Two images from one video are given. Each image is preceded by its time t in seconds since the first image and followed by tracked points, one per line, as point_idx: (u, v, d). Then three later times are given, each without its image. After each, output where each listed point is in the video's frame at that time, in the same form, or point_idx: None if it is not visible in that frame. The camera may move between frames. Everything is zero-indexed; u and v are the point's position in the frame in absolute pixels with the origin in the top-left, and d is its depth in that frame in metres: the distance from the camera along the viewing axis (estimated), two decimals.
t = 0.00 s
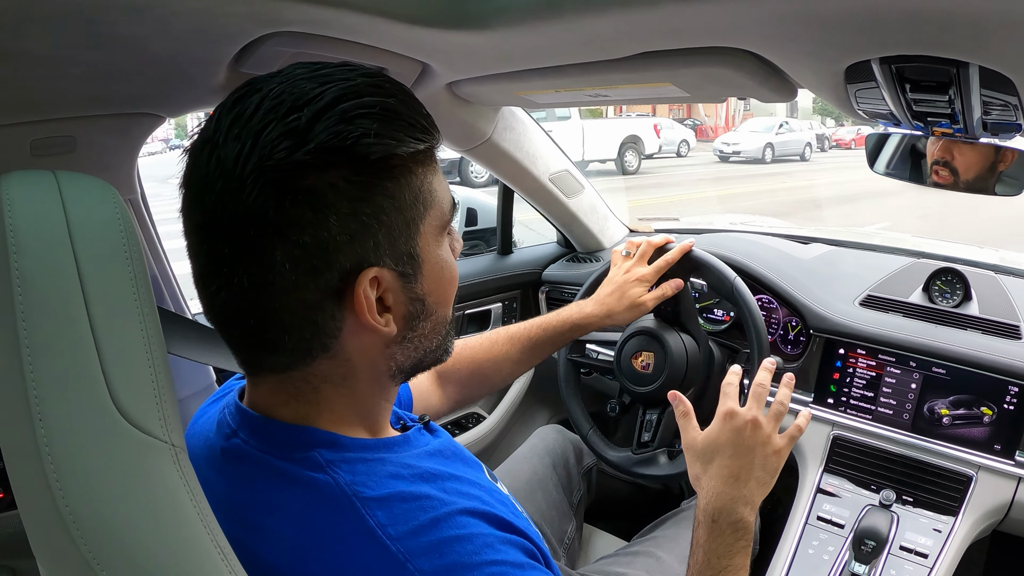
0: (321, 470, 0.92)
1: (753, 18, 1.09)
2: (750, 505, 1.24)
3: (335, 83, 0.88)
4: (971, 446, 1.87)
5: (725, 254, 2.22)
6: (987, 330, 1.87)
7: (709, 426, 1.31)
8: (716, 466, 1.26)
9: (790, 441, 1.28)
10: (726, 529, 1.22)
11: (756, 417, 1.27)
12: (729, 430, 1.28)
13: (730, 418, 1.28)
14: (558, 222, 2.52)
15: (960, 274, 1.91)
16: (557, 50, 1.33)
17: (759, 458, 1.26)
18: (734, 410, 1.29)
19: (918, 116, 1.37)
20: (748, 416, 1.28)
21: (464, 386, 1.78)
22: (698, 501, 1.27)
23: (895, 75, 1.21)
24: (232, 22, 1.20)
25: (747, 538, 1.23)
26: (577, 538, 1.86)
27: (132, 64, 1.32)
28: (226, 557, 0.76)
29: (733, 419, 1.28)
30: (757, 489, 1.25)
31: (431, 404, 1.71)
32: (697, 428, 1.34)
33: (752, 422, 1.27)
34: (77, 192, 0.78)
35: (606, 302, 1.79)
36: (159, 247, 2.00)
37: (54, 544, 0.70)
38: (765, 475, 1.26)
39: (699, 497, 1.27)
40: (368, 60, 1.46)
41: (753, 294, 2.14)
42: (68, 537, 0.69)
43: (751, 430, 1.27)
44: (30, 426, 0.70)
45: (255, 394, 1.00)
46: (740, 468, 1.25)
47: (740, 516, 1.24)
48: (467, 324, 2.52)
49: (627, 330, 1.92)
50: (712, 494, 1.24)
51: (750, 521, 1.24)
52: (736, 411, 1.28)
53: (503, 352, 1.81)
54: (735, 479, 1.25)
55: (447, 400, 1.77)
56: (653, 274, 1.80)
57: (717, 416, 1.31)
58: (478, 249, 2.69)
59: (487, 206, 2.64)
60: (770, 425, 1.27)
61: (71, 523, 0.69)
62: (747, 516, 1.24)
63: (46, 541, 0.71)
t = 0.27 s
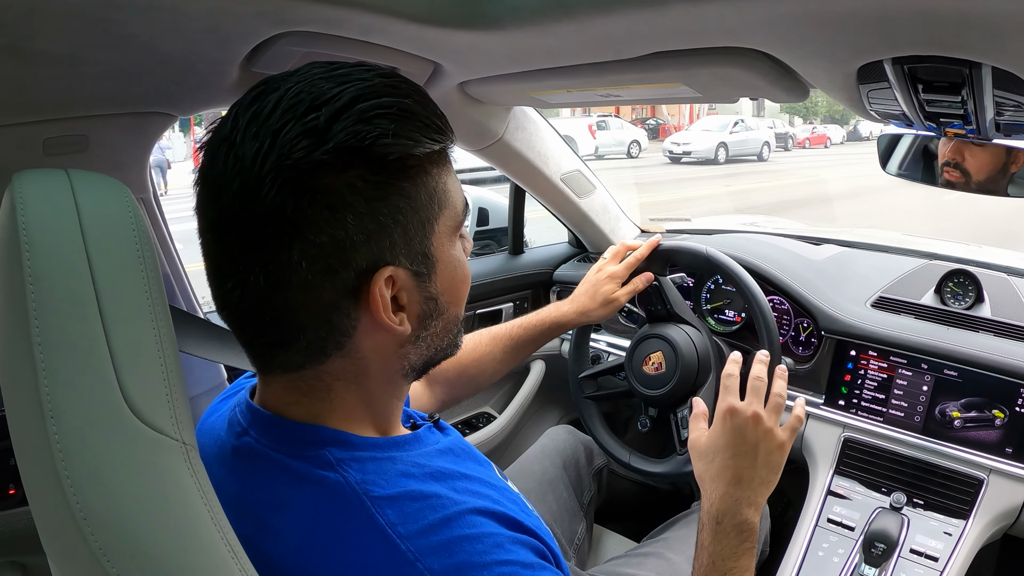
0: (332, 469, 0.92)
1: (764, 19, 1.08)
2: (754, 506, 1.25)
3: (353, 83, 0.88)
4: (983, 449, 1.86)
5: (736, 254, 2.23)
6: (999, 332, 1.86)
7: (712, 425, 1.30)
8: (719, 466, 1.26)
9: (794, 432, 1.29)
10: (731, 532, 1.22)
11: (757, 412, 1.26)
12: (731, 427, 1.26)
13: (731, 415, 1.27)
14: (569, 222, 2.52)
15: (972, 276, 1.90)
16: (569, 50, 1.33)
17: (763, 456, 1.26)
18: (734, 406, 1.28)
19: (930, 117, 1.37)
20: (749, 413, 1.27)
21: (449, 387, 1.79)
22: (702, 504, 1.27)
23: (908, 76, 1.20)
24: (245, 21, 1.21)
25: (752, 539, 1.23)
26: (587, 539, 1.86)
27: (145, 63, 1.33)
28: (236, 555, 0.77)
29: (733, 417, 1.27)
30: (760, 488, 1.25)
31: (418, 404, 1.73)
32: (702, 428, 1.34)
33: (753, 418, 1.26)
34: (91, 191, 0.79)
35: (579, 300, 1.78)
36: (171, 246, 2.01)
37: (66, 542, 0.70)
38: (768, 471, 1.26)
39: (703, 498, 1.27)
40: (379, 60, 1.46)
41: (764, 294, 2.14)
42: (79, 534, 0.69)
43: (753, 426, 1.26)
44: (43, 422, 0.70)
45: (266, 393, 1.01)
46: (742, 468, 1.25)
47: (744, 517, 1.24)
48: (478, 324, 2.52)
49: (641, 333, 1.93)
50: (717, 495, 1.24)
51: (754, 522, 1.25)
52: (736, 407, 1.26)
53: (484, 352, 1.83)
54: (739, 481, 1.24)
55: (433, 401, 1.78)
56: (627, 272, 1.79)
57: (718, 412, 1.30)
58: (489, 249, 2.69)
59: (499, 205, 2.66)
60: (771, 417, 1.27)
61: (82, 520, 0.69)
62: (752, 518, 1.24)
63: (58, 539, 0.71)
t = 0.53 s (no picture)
0: (335, 471, 0.92)
1: (763, 18, 1.08)
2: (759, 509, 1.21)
3: (384, 85, 0.88)
4: (982, 447, 1.86)
5: (737, 254, 2.23)
6: (1000, 331, 1.86)
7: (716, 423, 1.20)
8: (724, 468, 1.19)
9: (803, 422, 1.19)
10: (735, 535, 1.20)
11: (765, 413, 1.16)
12: (737, 430, 1.17)
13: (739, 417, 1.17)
14: (569, 222, 2.52)
15: (972, 275, 1.90)
16: (569, 50, 1.33)
17: (769, 461, 1.18)
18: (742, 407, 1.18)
19: (930, 116, 1.37)
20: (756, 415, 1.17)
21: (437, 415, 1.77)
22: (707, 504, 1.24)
23: (908, 75, 1.20)
24: (246, 21, 1.21)
25: (757, 542, 1.22)
26: (588, 540, 1.85)
27: (145, 63, 1.33)
28: (237, 557, 0.77)
29: (740, 419, 1.17)
30: (766, 491, 1.19)
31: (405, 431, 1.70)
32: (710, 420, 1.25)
33: (761, 422, 1.17)
34: (91, 190, 0.78)
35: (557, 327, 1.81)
36: (171, 246, 2.01)
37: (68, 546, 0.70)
38: (774, 476, 1.19)
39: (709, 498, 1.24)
40: (379, 60, 1.46)
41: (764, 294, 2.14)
42: (79, 535, 0.69)
43: (760, 430, 1.17)
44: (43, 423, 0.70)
45: (271, 395, 1.00)
46: (746, 475, 1.18)
47: (750, 520, 1.21)
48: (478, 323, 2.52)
49: (643, 332, 1.92)
50: (723, 498, 1.21)
51: (760, 524, 1.22)
52: (744, 410, 1.16)
53: (477, 378, 1.82)
54: (744, 487, 1.18)
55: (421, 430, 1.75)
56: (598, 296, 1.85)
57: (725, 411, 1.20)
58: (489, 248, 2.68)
59: (498, 205, 2.62)
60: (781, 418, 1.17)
61: (82, 521, 0.69)
62: (758, 520, 1.21)
63: (61, 542, 0.71)
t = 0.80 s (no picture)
0: (326, 475, 0.91)
1: (752, 15, 1.08)
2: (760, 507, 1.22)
3: (375, 85, 0.89)
4: (974, 442, 1.88)
5: (727, 250, 2.24)
6: (990, 326, 1.87)
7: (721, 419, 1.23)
8: (725, 463, 1.21)
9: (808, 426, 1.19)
10: (732, 530, 1.23)
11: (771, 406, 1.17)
12: (742, 426, 1.20)
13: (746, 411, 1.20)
14: (559, 222, 2.51)
15: (962, 271, 1.90)
16: (558, 49, 1.33)
17: (770, 459, 1.19)
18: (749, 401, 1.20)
19: (919, 113, 1.37)
20: (755, 409, 1.19)
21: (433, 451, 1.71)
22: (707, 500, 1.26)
23: (896, 72, 1.20)
24: (233, 22, 1.20)
25: (755, 538, 1.24)
26: (581, 539, 1.86)
27: (132, 65, 1.32)
28: (230, 559, 0.76)
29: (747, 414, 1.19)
30: (767, 490, 1.21)
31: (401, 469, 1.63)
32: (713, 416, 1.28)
33: (762, 416, 1.18)
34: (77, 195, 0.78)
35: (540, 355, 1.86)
36: (160, 249, 2.00)
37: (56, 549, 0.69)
38: (775, 473, 1.20)
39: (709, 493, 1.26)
40: (368, 59, 1.46)
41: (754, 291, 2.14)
42: (70, 539, 0.68)
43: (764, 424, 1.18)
44: (32, 427, 0.70)
45: (260, 397, 0.99)
46: (745, 472, 1.20)
47: (748, 517, 1.23)
48: (469, 323, 2.52)
49: (635, 330, 1.92)
50: (721, 495, 1.23)
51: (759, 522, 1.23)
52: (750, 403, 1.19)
53: (469, 406, 1.78)
54: (743, 483, 1.20)
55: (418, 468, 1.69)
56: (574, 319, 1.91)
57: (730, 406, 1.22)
58: (479, 248, 2.67)
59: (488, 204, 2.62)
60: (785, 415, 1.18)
61: (72, 525, 0.68)
62: (757, 517, 1.23)
63: (48, 546, 0.70)
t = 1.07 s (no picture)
0: (315, 475, 0.91)
1: (735, 9, 1.09)
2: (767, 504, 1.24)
3: (351, 75, 0.89)
4: (961, 431, 1.89)
5: (711, 244, 2.25)
6: (974, 316, 1.90)
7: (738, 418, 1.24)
8: (738, 460, 1.23)
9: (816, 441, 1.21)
10: (740, 526, 1.23)
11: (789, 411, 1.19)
12: (758, 426, 1.22)
13: (762, 412, 1.21)
14: (545, 217, 2.52)
15: (946, 261, 1.93)
16: (542, 44, 1.33)
17: (783, 460, 1.21)
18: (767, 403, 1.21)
19: (902, 104, 1.38)
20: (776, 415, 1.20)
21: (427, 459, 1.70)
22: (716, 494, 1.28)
23: (878, 64, 1.21)
24: (214, 19, 1.19)
25: (762, 535, 1.24)
26: (571, 533, 1.86)
27: (113, 64, 1.31)
28: (219, 561, 0.76)
29: (763, 414, 1.21)
30: (776, 489, 1.23)
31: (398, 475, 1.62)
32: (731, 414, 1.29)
33: (778, 421, 1.20)
34: (60, 194, 0.77)
35: (527, 367, 1.87)
36: (145, 249, 1.99)
37: (45, 553, 0.69)
38: (786, 475, 1.22)
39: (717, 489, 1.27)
40: (353, 56, 1.45)
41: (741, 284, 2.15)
42: (59, 544, 0.68)
43: (780, 427, 1.20)
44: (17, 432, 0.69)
45: (248, 397, 0.98)
46: (758, 469, 1.22)
47: (755, 513, 1.24)
48: (455, 320, 2.52)
49: (620, 325, 1.93)
50: (729, 492, 1.24)
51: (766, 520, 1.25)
52: (769, 406, 1.20)
53: (458, 416, 1.79)
54: (754, 479, 1.22)
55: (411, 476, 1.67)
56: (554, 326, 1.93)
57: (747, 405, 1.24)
58: (464, 244, 2.65)
59: (473, 200, 2.61)
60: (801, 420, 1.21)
61: (61, 530, 0.68)
62: (764, 514, 1.24)
63: (37, 549, 0.70)
